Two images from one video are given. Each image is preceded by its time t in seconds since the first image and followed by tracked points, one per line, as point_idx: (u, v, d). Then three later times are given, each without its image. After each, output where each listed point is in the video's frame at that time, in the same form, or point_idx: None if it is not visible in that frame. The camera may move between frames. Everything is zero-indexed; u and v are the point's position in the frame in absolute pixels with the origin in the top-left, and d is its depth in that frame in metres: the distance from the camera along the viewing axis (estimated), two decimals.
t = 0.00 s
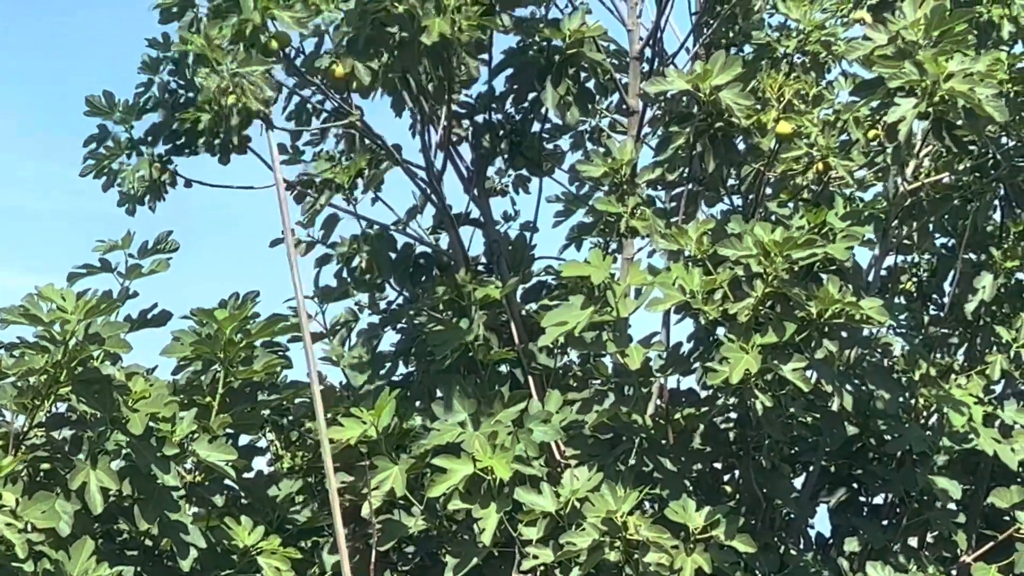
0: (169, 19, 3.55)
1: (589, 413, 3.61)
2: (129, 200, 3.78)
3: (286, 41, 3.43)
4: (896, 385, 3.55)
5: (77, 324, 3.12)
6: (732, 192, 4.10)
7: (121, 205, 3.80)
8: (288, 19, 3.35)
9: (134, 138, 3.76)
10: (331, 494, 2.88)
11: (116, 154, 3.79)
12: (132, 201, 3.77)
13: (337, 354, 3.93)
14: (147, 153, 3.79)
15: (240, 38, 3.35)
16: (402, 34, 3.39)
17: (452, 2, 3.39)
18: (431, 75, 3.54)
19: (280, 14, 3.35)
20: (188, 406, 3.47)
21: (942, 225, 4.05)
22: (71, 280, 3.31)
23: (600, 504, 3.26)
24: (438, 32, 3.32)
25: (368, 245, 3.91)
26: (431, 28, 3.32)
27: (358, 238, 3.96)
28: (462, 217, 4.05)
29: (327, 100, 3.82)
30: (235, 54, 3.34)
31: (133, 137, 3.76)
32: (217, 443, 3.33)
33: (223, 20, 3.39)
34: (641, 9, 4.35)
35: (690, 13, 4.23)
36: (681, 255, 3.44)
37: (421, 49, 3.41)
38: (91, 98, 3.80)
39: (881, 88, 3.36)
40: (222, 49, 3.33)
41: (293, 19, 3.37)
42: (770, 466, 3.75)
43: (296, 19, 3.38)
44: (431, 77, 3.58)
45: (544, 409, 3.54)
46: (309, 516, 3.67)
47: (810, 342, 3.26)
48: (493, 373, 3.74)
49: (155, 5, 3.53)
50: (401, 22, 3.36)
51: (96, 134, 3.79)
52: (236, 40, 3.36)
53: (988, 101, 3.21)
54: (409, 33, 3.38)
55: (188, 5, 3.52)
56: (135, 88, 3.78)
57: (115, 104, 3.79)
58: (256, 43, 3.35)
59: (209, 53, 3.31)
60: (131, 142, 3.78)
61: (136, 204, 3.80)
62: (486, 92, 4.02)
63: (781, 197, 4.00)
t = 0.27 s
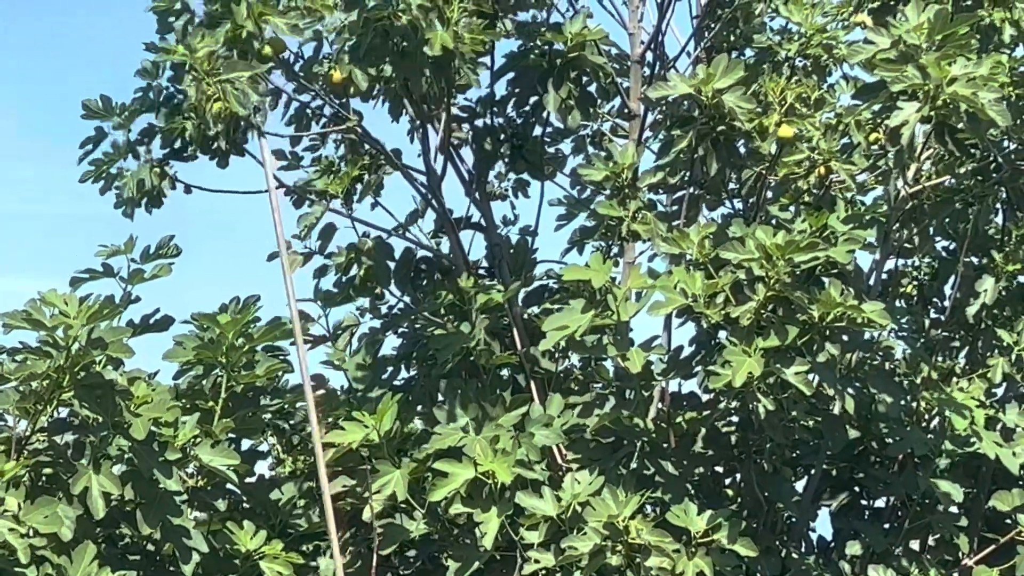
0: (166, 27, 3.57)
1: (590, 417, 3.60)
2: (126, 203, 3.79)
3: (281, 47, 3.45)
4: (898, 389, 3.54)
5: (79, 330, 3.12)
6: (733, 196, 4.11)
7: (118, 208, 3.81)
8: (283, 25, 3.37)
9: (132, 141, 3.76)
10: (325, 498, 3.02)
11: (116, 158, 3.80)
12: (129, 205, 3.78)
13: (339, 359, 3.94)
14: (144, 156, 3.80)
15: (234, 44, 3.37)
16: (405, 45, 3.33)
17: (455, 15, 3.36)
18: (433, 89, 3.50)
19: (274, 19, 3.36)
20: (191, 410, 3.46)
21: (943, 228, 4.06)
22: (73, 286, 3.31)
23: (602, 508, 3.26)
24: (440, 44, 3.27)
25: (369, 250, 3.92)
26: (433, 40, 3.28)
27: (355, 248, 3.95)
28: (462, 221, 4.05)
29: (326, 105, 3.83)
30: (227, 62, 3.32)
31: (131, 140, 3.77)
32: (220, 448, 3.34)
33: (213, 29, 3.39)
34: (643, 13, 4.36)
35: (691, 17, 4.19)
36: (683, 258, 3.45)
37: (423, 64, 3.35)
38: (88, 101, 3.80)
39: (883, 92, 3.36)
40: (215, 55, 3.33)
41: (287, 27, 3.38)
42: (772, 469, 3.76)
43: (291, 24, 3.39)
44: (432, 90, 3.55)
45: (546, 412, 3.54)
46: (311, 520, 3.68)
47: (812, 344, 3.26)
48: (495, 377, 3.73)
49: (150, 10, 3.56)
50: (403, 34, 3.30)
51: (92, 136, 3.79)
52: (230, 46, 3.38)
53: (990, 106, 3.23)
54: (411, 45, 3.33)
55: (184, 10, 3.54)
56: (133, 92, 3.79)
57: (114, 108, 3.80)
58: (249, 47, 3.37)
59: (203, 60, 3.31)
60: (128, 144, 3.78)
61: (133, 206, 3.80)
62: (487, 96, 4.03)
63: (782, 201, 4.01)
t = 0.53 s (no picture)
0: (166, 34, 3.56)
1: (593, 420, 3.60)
2: (127, 202, 3.79)
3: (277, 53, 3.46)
4: (901, 392, 3.54)
5: (82, 334, 3.12)
6: (735, 198, 4.11)
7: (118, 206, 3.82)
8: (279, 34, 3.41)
9: (133, 140, 3.77)
10: (325, 502, 2.97)
11: (118, 159, 3.80)
12: (129, 204, 3.77)
13: (340, 362, 3.94)
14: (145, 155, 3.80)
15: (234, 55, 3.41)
16: (400, 42, 3.40)
17: (446, 8, 3.43)
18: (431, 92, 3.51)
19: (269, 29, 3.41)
20: (195, 414, 3.47)
21: (945, 230, 4.06)
22: (77, 289, 3.32)
23: (606, 512, 3.26)
24: (434, 38, 3.36)
25: (370, 253, 3.91)
26: (426, 33, 3.36)
27: (359, 246, 3.96)
28: (464, 224, 4.05)
29: (327, 109, 3.84)
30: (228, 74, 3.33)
31: (132, 139, 3.77)
32: (223, 452, 3.36)
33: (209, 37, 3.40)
34: (644, 16, 4.36)
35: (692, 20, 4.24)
36: (685, 260, 3.44)
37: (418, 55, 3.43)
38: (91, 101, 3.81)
39: (887, 95, 3.35)
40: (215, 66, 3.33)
41: (283, 34, 3.41)
42: (775, 472, 3.75)
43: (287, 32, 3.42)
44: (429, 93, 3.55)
45: (547, 415, 3.54)
46: (314, 524, 3.68)
47: (814, 348, 3.26)
48: (497, 380, 3.74)
49: (150, 19, 3.55)
50: (398, 29, 3.39)
51: (94, 135, 3.79)
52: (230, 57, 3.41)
53: (994, 110, 3.23)
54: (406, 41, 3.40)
55: (182, 19, 3.49)
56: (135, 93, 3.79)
57: (116, 107, 3.80)
58: (247, 58, 3.41)
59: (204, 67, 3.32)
60: (130, 144, 3.79)
61: (134, 205, 3.80)
62: (487, 99, 4.03)
63: (784, 204, 4.00)
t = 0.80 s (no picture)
0: (170, 34, 3.57)
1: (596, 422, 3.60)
2: (132, 211, 3.82)
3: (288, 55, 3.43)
4: (904, 394, 3.54)
5: (86, 338, 3.12)
6: (738, 201, 4.13)
7: (124, 216, 3.84)
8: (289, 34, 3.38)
9: (137, 151, 3.79)
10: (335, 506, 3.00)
11: (120, 167, 3.82)
12: (134, 213, 3.79)
13: (343, 365, 3.95)
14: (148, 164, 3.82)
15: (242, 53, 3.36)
16: (393, 43, 3.40)
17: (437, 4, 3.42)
18: (428, 87, 3.54)
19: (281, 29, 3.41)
20: (199, 417, 3.50)
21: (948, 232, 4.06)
22: (81, 293, 3.32)
23: (608, 514, 3.26)
24: (424, 35, 3.36)
25: (372, 256, 3.91)
26: (417, 31, 3.37)
27: (359, 252, 3.96)
28: (467, 227, 4.06)
29: (330, 111, 3.85)
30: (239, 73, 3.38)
31: (135, 149, 3.79)
32: (227, 455, 3.35)
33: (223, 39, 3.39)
34: (645, 18, 4.36)
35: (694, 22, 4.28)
36: (687, 263, 3.43)
37: (410, 58, 3.40)
38: (93, 110, 3.82)
39: (891, 97, 3.36)
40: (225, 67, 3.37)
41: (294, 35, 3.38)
42: (778, 474, 3.75)
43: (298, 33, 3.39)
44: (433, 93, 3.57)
45: (550, 417, 3.56)
46: (317, 526, 3.69)
47: (816, 350, 3.26)
48: (499, 382, 3.75)
49: (156, 22, 3.57)
50: (390, 29, 3.40)
51: (98, 146, 3.81)
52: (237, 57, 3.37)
53: (998, 111, 3.22)
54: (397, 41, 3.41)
55: (188, 21, 3.54)
56: (137, 101, 3.80)
57: (118, 116, 3.82)
58: (257, 59, 3.38)
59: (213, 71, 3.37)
60: (133, 154, 3.80)
61: (139, 215, 3.83)
62: (490, 101, 4.03)
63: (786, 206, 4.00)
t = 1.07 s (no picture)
0: (170, 37, 3.59)
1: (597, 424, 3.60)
2: (136, 215, 3.83)
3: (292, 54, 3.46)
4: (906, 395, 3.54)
5: (86, 340, 3.13)
6: (740, 201, 4.13)
7: (128, 220, 3.85)
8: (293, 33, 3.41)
9: (140, 155, 3.79)
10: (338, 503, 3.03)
11: (122, 170, 3.83)
12: (137, 217, 3.80)
13: (344, 366, 3.95)
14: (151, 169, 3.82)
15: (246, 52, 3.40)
16: (395, 47, 3.40)
17: (441, 10, 3.41)
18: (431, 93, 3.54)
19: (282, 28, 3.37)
20: (202, 419, 3.48)
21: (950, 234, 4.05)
22: (85, 296, 3.32)
23: (609, 515, 3.26)
24: (429, 40, 3.36)
25: (373, 258, 3.91)
26: (421, 36, 3.36)
27: (360, 253, 3.96)
28: (468, 228, 4.06)
29: (331, 113, 3.85)
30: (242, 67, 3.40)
31: (138, 153, 3.80)
32: (229, 457, 3.35)
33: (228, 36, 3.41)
34: (646, 20, 4.36)
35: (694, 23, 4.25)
36: (688, 264, 3.43)
37: (414, 63, 3.42)
38: (95, 113, 3.83)
39: (891, 97, 3.36)
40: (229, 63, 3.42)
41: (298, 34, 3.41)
42: (779, 475, 3.74)
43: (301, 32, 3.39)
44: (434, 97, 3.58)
45: (552, 419, 3.55)
46: (319, 528, 3.69)
47: (818, 350, 3.26)
48: (500, 383, 3.76)
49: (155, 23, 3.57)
50: (394, 34, 3.39)
51: (102, 150, 3.82)
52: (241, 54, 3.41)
53: (999, 112, 3.22)
54: (400, 45, 3.40)
55: (188, 21, 3.55)
56: (140, 104, 3.81)
57: (121, 120, 3.82)
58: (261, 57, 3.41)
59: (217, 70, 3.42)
60: (136, 157, 3.81)
61: (141, 218, 3.83)
62: (491, 103, 4.03)
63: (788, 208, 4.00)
